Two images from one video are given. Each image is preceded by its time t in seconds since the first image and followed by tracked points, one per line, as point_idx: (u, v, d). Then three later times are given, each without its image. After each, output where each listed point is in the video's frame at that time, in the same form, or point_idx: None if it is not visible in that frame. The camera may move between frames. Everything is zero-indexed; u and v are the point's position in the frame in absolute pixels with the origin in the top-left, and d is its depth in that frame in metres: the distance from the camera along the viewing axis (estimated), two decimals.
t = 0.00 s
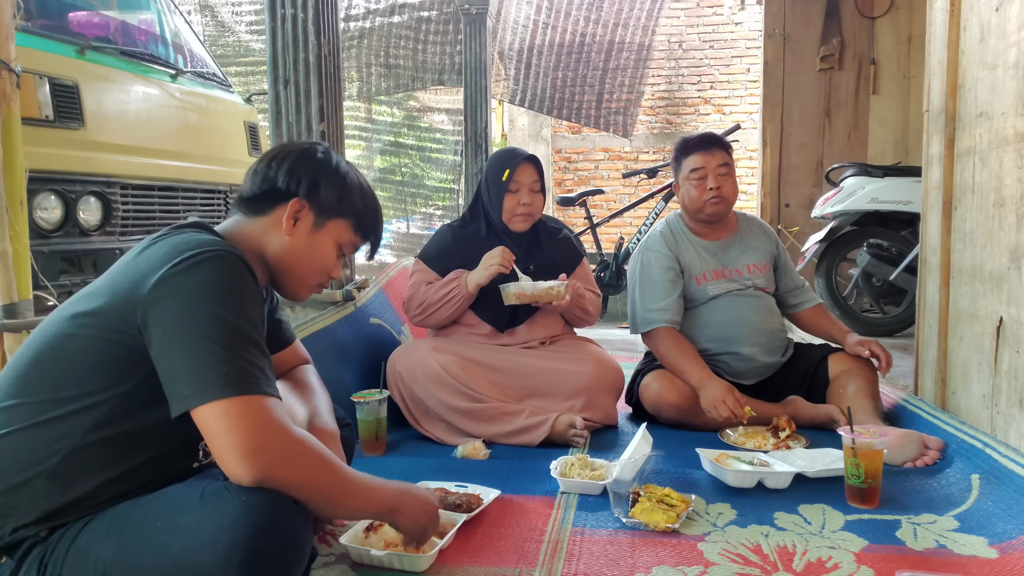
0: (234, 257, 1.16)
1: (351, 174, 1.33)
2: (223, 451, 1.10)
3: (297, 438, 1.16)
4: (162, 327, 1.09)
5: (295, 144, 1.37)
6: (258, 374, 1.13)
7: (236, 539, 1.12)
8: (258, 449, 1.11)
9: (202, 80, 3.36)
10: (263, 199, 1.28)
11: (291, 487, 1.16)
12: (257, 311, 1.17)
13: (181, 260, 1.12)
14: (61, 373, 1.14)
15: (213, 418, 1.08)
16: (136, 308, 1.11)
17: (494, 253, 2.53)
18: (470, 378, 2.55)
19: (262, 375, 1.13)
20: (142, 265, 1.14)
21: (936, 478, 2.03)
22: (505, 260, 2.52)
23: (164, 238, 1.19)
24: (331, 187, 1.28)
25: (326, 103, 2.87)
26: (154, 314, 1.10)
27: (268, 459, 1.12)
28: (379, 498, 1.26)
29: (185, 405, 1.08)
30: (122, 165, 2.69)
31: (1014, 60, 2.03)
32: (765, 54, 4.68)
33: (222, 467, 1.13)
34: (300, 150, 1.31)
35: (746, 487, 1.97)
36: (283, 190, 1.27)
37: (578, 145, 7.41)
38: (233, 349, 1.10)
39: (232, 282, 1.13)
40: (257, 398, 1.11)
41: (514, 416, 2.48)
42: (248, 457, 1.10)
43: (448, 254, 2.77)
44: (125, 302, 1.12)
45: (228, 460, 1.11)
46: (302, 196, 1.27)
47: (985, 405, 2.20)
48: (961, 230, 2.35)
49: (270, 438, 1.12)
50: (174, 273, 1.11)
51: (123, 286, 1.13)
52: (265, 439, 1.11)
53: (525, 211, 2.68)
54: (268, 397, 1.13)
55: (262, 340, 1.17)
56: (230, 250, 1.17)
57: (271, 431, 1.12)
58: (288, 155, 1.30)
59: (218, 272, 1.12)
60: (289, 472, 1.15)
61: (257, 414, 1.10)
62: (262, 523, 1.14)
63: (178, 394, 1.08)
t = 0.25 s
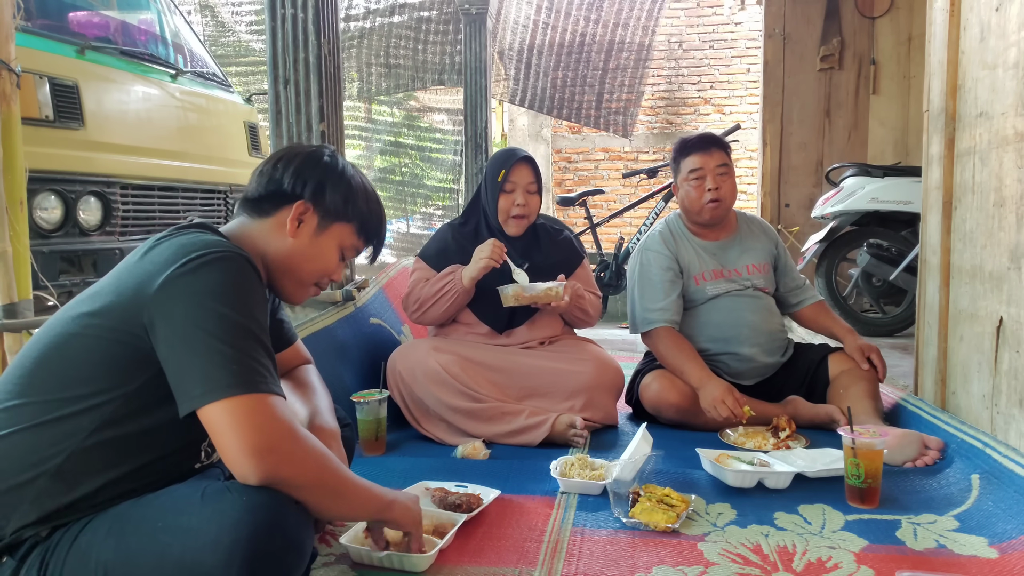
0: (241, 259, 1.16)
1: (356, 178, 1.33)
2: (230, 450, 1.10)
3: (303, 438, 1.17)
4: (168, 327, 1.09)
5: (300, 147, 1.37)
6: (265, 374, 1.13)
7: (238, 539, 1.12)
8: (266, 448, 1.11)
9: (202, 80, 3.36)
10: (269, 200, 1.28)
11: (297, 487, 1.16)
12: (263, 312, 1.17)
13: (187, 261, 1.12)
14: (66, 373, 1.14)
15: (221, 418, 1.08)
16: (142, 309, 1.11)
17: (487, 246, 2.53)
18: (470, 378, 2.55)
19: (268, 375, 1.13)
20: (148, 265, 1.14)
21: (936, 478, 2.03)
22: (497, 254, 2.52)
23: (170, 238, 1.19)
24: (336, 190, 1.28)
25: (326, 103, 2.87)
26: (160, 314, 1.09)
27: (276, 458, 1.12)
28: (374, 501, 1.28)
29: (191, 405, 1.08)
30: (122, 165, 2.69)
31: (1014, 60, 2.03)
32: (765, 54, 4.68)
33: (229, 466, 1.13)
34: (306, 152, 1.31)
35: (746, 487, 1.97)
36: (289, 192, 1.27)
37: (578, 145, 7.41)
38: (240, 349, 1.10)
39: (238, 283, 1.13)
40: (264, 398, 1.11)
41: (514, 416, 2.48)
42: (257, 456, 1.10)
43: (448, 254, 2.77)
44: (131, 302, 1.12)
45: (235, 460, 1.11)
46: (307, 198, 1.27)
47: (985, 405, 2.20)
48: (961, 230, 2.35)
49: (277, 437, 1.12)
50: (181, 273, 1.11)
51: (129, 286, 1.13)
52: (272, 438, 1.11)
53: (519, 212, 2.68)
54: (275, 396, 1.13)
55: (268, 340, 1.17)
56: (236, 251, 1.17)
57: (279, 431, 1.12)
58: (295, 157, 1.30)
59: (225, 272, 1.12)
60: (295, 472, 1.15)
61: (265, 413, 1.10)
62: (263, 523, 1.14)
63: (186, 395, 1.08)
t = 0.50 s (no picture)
0: (237, 257, 1.16)
1: (350, 174, 1.33)
2: (232, 446, 1.10)
3: (303, 434, 1.17)
4: (165, 324, 1.09)
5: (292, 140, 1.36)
6: (263, 370, 1.13)
7: (236, 539, 1.12)
8: (269, 444, 1.11)
9: (202, 80, 3.36)
10: (263, 197, 1.27)
11: (299, 483, 1.16)
12: (260, 308, 1.17)
13: (183, 258, 1.12)
14: (63, 371, 1.14)
15: (222, 414, 1.08)
16: (138, 306, 1.11)
17: (490, 248, 2.52)
18: (470, 378, 2.55)
19: (267, 371, 1.14)
20: (144, 263, 1.14)
21: (936, 478, 2.03)
22: (500, 257, 2.51)
23: (165, 236, 1.19)
24: (331, 187, 1.28)
25: (326, 103, 2.87)
26: (157, 312, 1.09)
27: (278, 454, 1.12)
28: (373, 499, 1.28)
29: (190, 402, 1.08)
30: (122, 165, 2.69)
31: (1014, 60, 2.03)
32: (765, 54, 4.68)
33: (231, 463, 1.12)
34: (300, 148, 1.30)
35: (746, 487, 1.97)
36: (283, 190, 1.26)
37: (578, 145, 7.41)
38: (238, 346, 1.10)
39: (236, 280, 1.13)
40: (265, 394, 1.11)
41: (514, 416, 2.48)
42: (259, 452, 1.10)
43: (448, 254, 2.77)
44: (128, 300, 1.12)
45: (237, 456, 1.10)
46: (302, 196, 1.26)
47: (985, 405, 2.20)
48: (961, 230, 2.35)
49: (279, 433, 1.12)
50: (177, 271, 1.11)
51: (125, 284, 1.13)
52: (274, 434, 1.11)
53: (519, 213, 2.69)
54: (275, 392, 1.13)
55: (265, 337, 1.17)
56: (232, 249, 1.17)
57: (280, 426, 1.12)
58: (289, 153, 1.29)
59: (222, 269, 1.12)
60: (297, 468, 1.15)
61: (266, 409, 1.11)
62: (262, 523, 1.14)
63: (185, 393, 1.08)
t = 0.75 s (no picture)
0: (234, 255, 1.16)
1: (348, 173, 1.32)
2: (231, 444, 1.10)
3: (302, 432, 1.17)
4: (162, 323, 1.09)
5: (288, 138, 1.36)
6: (261, 368, 1.13)
7: (236, 539, 1.12)
8: (268, 441, 1.11)
9: (202, 80, 3.36)
10: (260, 197, 1.27)
11: (297, 481, 1.16)
12: (257, 306, 1.18)
13: (179, 256, 1.12)
14: (60, 370, 1.14)
15: (221, 412, 1.08)
16: (135, 305, 1.11)
17: (496, 253, 2.52)
18: (470, 378, 2.55)
19: (265, 369, 1.14)
20: (140, 261, 1.14)
21: (936, 478, 2.03)
22: (506, 262, 2.52)
23: (161, 235, 1.19)
24: (328, 186, 1.28)
25: (326, 103, 2.87)
26: (153, 310, 1.10)
27: (277, 452, 1.12)
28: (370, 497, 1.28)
29: (188, 400, 1.08)
30: (122, 165, 2.69)
31: (1014, 60, 2.03)
32: (765, 54, 4.68)
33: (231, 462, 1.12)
34: (297, 147, 1.30)
35: (746, 487, 1.97)
36: (280, 189, 1.26)
37: (578, 145, 7.41)
38: (235, 344, 1.10)
39: (233, 278, 1.13)
40: (263, 391, 1.11)
41: (514, 416, 2.48)
42: (258, 449, 1.10)
43: (448, 254, 2.77)
44: (125, 299, 1.12)
45: (236, 454, 1.10)
46: (299, 195, 1.26)
47: (985, 405, 2.20)
48: (961, 230, 2.35)
49: (278, 430, 1.12)
50: (173, 269, 1.11)
51: (122, 284, 1.13)
52: (274, 431, 1.11)
53: (519, 215, 2.69)
54: (274, 390, 1.14)
55: (262, 335, 1.17)
56: (228, 248, 1.17)
57: (279, 423, 1.12)
58: (286, 153, 1.29)
59: (218, 267, 1.12)
60: (296, 466, 1.15)
61: (264, 407, 1.11)
62: (262, 523, 1.14)
63: (182, 392, 1.08)
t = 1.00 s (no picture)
0: (230, 254, 1.16)
1: (342, 167, 1.32)
2: (227, 445, 1.10)
3: (301, 431, 1.17)
4: (158, 323, 1.09)
5: (282, 134, 1.36)
6: (257, 369, 1.13)
7: (235, 539, 1.12)
8: (263, 443, 1.11)
9: (202, 80, 3.36)
10: (254, 193, 1.27)
11: (293, 482, 1.16)
12: (254, 306, 1.17)
13: (176, 256, 1.12)
14: (58, 369, 1.14)
15: (216, 413, 1.08)
16: (132, 305, 1.11)
17: (494, 254, 2.52)
18: (470, 378, 2.55)
19: (261, 369, 1.13)
20: (137, 261, 1.14)
21: (936, 478, 2.03)
22: (503, 262, 2.52)
23: (159, 234, 1.19)
24: (322, 181, 1.28)
25: (326, 103, 2.87)
26: (150, 311, 1.10)
27: (273, 453, 1.12)
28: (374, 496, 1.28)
29: (184, 401, 1.08)
30: (122, 165, 2.69)
31: (1014, 60, 2.03)
32: (765, 54, 4.68)
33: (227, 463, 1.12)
34: (290, 143, 1.30)
35: (746, 487, 1.97)
36: (273, 184, 1.26)
37: (578, 145, 7.41)
38: (231, 345, 1.10)
39: (229, 278, 1.13)
40: (258, 393, 1.11)
41: (514, 416, 2.48)
42: (253, 451, 1.10)
43: (448, 255, 2.77)
44: (121, 299, 1.12)
45: (231, 455, 1.11)
46: (293, 190, 1.26)
47: (985, 405, 2.20)
48: (961, 230, 2.35)
49: (273, 432, 1.12)
50: (169, 269, 1.10)
51: (119, 283, 1.13)
52: (268, 433, 1.11)
53: (519, 216, 2.69)
54: (269, 391, 1.13)
55: (259, 335, 1.17)
56: (223, 246, 1.17)
57: (274, 425, 1.12)
58: (279, 148, 1.29)
59: (215, 267, 1.12)
60: (294, 465, 1.15)
61: (259, 408, 1.10)
62: (261, 523, 1.14)
63: (178, 393, 1.08)
